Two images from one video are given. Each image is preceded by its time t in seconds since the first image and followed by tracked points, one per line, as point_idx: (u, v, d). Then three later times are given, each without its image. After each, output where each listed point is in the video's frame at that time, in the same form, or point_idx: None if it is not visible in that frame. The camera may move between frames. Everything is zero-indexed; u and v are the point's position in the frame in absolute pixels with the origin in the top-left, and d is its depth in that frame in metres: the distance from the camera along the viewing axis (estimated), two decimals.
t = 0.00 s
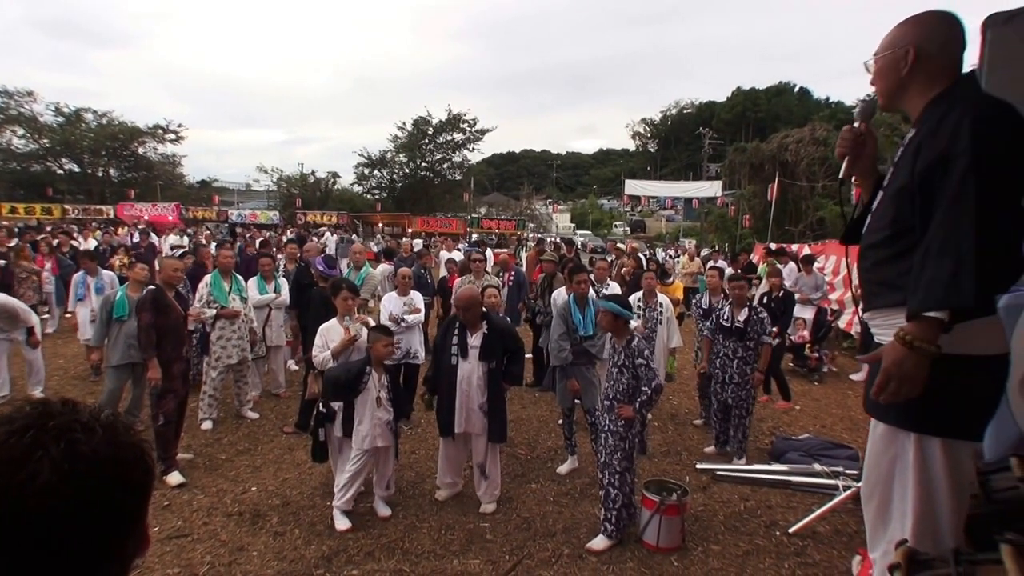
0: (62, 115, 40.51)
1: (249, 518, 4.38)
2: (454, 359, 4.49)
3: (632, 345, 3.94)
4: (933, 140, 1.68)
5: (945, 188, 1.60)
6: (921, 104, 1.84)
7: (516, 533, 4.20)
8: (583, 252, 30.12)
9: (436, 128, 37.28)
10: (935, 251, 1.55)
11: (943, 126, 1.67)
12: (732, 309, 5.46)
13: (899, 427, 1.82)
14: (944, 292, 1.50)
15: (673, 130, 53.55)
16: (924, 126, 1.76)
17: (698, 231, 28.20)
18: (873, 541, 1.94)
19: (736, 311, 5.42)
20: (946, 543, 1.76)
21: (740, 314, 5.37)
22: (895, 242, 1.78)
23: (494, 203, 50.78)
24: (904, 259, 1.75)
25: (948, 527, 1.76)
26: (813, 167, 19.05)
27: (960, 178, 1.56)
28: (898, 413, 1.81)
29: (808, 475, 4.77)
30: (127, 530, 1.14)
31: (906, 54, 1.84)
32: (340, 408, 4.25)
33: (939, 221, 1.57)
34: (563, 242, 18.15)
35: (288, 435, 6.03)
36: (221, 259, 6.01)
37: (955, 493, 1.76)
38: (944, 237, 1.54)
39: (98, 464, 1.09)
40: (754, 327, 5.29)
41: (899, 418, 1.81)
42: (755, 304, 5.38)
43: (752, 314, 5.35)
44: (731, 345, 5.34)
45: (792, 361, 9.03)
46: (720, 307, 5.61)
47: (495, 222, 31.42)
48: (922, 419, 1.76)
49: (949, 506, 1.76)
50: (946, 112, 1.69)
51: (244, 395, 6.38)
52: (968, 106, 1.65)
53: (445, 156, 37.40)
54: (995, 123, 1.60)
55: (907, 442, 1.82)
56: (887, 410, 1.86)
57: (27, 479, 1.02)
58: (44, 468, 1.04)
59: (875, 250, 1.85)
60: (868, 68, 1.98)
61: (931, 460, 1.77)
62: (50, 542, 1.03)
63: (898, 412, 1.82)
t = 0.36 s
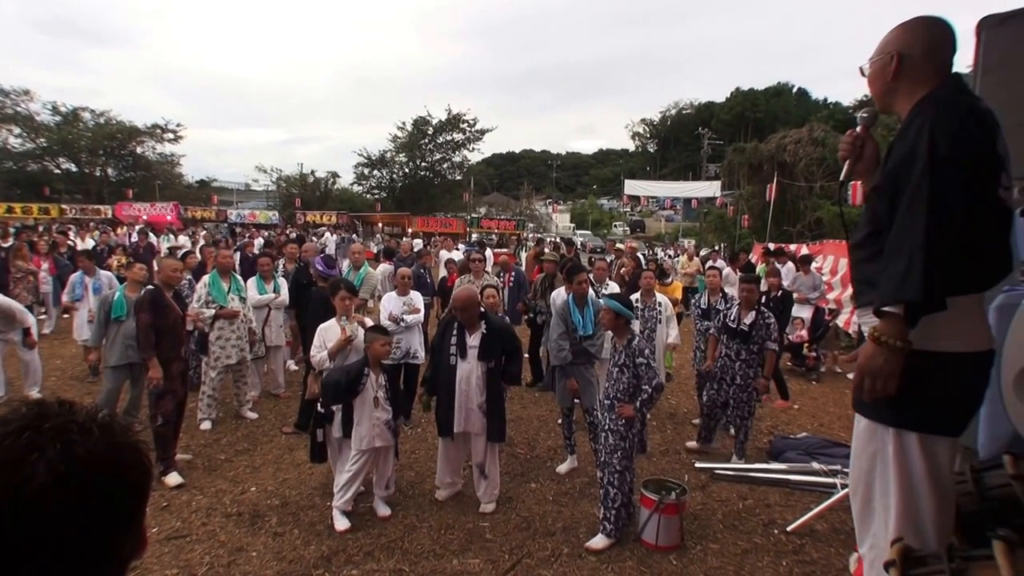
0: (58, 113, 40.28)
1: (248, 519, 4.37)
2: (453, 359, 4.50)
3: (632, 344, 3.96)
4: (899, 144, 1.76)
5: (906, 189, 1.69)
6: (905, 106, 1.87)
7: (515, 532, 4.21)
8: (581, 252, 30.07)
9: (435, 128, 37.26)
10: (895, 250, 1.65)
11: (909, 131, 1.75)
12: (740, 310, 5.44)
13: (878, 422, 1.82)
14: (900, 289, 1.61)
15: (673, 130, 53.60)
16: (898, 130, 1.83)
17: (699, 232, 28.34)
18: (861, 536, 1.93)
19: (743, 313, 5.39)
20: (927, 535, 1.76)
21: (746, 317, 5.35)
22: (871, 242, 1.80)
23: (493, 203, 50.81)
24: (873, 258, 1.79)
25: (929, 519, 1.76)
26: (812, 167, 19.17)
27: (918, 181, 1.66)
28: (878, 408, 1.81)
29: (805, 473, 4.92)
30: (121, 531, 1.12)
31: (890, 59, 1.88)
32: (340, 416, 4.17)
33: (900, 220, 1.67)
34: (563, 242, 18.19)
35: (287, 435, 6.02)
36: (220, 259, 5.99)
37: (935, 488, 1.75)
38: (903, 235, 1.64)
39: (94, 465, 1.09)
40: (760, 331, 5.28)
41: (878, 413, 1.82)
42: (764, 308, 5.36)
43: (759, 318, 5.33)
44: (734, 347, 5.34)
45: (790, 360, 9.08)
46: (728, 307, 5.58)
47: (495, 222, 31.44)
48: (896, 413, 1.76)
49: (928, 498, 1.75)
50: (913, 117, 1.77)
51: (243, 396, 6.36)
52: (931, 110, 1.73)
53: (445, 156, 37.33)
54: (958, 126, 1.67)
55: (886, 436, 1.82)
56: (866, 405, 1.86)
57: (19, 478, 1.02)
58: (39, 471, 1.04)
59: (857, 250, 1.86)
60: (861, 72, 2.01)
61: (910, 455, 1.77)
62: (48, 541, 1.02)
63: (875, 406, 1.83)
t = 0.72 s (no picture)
0: (57, 114, 40.22)
1: (247, 519, 4.37)
2: (452, 359, 4.50)
3: (632, 345, 3.97)
4: (899, 143, 1.76)
5: (904, 188, 1.70)
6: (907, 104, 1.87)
7: (515, 532, 4.21)
8: (581, 252, 30.10)
9: (433, 128, 37.27)
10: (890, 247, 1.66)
11: (910, 130, 1.76)
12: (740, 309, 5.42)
13: (870, 419, 1.84)
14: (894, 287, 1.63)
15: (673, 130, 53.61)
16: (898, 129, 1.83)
17: (698, 232, 28.36)
18: (853, 536, 1.95)
19: (742, 312, 5.38)
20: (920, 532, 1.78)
21: (746, 316, 5.34)
22: (869, 238, 1.79)
23: (491, 203, 50.83)
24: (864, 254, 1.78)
25: (921, 517, 1.79)
26: (811, 168, 19.24)
27: (917, 180, 1.66)
28: (870, 405, 1.82)
29: (803, 473, 4.93)
30: (114, 529, 1.12)
31: (898, 55, 1.87)
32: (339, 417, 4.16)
33: (896, 218, 1.67)
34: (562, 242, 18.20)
35: (286, 436, 6.01)
36: (220, 259, 5.99)
37: (926, 483, 1.78)
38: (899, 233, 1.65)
39: (89, 463, 1.08)
40: (758, 331, 5.31)
41: (871, 410, 1.82)
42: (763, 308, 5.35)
43: (758, 318, 5.33)
44: (732, 346, 5.35)
45: (789, 359, 9.09)
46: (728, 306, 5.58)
47: (495, 222, 31.47)
48: (887, 410, 1.78)
49: (921, 496, 1.78)
50: (915, 116, 1.77)
51: (242, 396, 6.35)
52: (933, 111, 1.73)
53: (445, 156, 37.34)
54: (959, 128, 1.68)
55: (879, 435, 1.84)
56: (857, 402, 1.87)
57: (15, 475, 1.02)
58: (35, 469, 1.03)
59: (849, 246, 1.86)
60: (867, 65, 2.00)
61: (902, 452, 1.79)
62: (42, 538, 1.02)
63: (866, 403, 1.84)
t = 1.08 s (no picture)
0: (56, 114, 40.14)
1: (247, 519, 4.36)
2: (451, 360, 4.50)
3: (632, 345, 3.97)
4: (910, 141, 1.76)
5: (919, 187, 1.69)
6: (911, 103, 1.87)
7: (514, 532, 4.21)
8: (580, 252, 30.15)
9: (433, 128, 37.27)
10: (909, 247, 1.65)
11: (919, 129, 1.75)
12: (735, 309, 5.51)
13: (880, 421, 1.82)
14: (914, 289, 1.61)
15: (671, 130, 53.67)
16: (904, 127, 1.83)
17: (698, 231, 28.37)
18: (861, 535, 1.95)
19: (738, 311, 5.46)
20: (929, 533, 1.78)
21: (742, 314, 5.42)
22: (877, 239, 1.83)
23: (490, 203, 50.81)
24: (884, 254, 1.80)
25: (931, 517, 1.78)
26: (809, 168, 19.33)
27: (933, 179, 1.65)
28: (881, 409, 1.81)
29: (801, 472, 4.95)
30: (112, 528, 1.12)
31: (901, 54, 1.87)
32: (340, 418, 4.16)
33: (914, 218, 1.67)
34: (563, 242, 18.22)
35: (285, 436, 6.00)
36: (219, 259, 5.98)
37: (938, 484, 1.77)
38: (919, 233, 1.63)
39: (88, 463, 1.08)
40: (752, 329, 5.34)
41: (883, 415, 1.81)
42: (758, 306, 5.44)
43: (754, 316, 5.40)
44: (729, 344, 5.36)
45: (788, 359, 9.11)
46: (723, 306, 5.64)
47: (495, 222, 31.52)
48: (903, 413, 1.76)
49: (931, 497, 1.77)
50: (923, 113, 1.76)
51: (241, 396, 6.34)
52: (942, 108, 1.73)
53: (444, 156, 37.34)
54: (969, 125, 1.68)
55: (890, 436, 1.83)
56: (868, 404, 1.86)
57: (15, 474, 1.02)
58: (33, 469, 1.03)
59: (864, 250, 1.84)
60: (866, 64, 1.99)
61: (913, 453, 1.78)
62: (39, 538, 1.01)
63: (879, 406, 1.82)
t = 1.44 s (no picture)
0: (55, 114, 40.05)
1: (247, 520, 4.36)
2: (451, 360, 4.49)
3: (632, 345, 3.97)
4: (926, 138, 1.76)
5: (934, 184, 1.69)
6: (922, 101, 1.88)
7: (514, 532, 4.21)
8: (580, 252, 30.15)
9: (433, 128, 37.26)
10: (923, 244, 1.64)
11: (938, 126, 1.74)
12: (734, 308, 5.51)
13: (888, 423, 1.85)
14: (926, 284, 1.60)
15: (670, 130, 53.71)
16: (917, 124, 1.83)
17: (698, 231, 28.38)
18: (865, 535, 1.97)
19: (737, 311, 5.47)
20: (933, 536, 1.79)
21: (740, 313, 5.42)
22: (888, 239, 1.84)
23: (489, 203, 50.80)
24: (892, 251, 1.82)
25: (936, 521, 1.79)
26: (809, 168, 19.35)
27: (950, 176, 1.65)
28: (887, 409, 1.84)
29: (801, 472, 4.96)
30: (114, 527, 1.12)
31: (916, 52, 1.87)
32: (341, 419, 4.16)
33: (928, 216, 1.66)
34: (564, 242, 18.24)
35: (284, 436, 5.99)
36: (219, 259, 5.97)
37: (946, 489, 1.77)
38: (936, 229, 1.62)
39: (90, 464, 1.08)
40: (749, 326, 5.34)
41: (888, 415, 1.84)
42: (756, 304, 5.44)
43: (753, 314, 5.41)
44: (728, 344, 5.37)
45: (788, 359, 9.13)
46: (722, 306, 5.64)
47: (495, 222, 31.54)
48: (906, 412, 1.79)
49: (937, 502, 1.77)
50: (940, 112, 1.76)
51: (241, 397, 6.33)
52: (961, 107, 1.73)
53: (445, 156, 37.32)
54: (986, 126, 1.69)
55: (899, 439, 1.85)
56: (875, 406, 1.88)
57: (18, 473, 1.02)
58: (37, 470, 1.03)
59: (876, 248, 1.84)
60: (875, 60, 1.98)
61: (921, 456, 1.79)
62: (38, 539, 1.01)
63: (884, 407, 1.85)
